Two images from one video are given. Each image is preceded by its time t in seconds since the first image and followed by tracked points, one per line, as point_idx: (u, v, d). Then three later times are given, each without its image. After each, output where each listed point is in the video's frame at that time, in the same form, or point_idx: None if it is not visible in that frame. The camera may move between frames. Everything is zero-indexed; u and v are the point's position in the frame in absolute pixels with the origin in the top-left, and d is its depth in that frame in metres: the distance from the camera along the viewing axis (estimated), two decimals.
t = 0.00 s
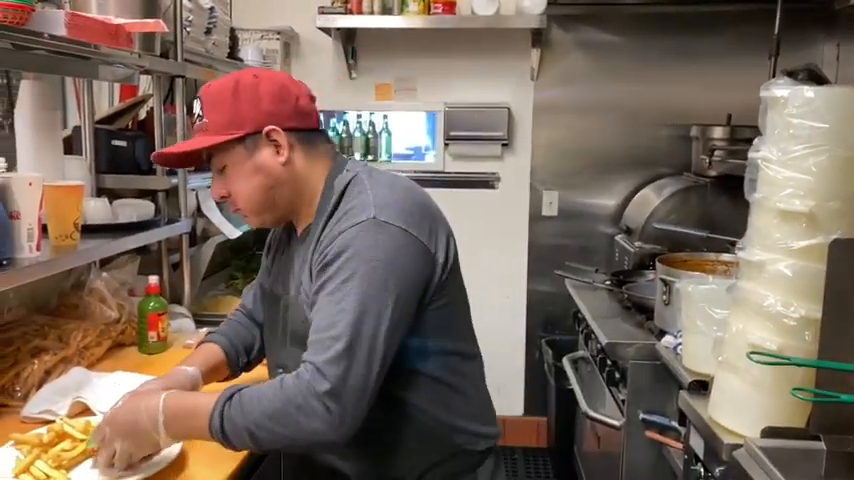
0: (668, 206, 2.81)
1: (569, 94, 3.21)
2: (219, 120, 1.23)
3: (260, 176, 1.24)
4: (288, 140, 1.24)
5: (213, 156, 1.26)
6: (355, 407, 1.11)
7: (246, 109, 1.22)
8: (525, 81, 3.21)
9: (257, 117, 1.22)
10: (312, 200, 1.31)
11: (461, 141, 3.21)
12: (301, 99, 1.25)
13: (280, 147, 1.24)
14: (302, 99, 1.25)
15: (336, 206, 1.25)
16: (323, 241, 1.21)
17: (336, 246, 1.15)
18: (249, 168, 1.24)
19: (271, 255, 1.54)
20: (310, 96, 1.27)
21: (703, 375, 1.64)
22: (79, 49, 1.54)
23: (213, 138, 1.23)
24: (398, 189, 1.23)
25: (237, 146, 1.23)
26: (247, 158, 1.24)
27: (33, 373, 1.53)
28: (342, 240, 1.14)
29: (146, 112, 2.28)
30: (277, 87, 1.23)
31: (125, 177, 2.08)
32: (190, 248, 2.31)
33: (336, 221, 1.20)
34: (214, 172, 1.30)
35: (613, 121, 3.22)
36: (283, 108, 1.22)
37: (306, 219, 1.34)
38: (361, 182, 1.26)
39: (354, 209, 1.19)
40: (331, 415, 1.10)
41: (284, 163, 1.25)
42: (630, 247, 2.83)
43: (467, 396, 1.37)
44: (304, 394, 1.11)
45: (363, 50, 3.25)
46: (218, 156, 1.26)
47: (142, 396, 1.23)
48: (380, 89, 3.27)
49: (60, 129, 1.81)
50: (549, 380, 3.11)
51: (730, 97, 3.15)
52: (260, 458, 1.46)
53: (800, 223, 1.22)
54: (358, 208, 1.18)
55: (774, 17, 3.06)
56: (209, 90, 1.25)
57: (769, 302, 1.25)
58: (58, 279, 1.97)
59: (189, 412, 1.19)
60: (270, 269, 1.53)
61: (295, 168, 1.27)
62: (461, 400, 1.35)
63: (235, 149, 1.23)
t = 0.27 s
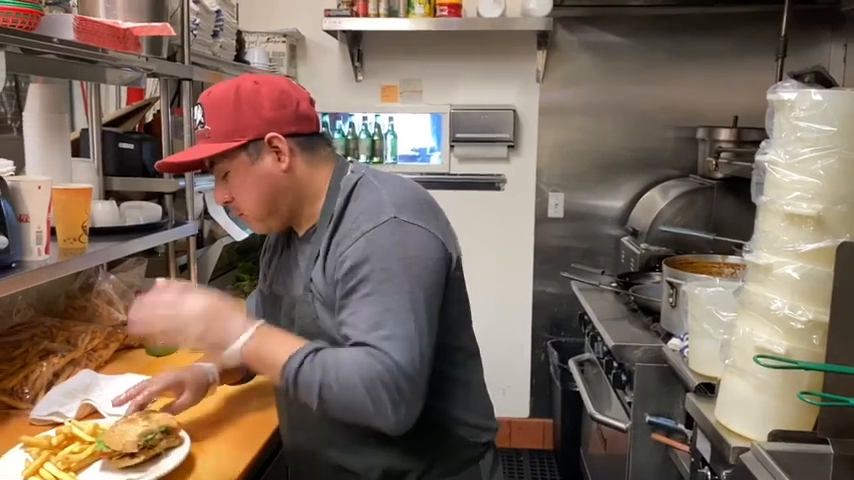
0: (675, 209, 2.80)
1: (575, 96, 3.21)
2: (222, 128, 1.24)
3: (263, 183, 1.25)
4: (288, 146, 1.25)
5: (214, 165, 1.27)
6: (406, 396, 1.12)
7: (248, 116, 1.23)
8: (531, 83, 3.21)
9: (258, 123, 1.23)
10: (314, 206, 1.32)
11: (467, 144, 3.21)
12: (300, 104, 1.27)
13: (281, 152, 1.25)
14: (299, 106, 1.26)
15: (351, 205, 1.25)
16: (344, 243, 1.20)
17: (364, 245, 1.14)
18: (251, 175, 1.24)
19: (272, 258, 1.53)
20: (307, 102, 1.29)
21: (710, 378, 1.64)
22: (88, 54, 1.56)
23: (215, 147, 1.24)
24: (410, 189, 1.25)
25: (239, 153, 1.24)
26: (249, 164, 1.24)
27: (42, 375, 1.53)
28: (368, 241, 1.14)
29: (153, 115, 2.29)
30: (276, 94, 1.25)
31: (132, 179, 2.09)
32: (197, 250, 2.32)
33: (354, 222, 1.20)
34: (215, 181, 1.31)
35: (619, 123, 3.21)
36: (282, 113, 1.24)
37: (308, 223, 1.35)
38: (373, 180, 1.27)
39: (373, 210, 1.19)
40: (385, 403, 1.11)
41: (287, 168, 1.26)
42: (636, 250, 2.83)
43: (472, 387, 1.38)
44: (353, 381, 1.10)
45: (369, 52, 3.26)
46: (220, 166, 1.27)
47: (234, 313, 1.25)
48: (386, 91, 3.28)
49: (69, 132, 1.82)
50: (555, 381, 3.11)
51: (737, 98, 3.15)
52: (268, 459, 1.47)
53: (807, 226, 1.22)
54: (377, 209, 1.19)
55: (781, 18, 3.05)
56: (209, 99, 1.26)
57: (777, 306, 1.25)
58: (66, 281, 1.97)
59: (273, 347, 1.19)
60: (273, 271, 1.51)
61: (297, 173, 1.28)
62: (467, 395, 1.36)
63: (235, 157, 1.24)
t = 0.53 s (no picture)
0: (681, 210, 2.80)
1: (581, 96, 3.20)
2: (279, 105, 1.20)
3: (314, 164, 1.23)
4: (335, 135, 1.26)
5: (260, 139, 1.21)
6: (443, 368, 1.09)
7: (303, 99, 1.22)
8: (536, 83, 3.20)
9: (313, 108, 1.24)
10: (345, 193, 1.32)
11: (472, 144, 3.21)
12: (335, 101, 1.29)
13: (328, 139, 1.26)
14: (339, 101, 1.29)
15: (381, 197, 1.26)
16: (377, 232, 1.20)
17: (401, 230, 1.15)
18: (304, 155, 1.22)
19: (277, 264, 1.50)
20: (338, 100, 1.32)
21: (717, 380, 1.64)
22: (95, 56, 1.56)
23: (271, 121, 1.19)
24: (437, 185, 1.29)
25: (296, 132, 1.21)
26: (302, 145, 1.22)
27: (49, 375, 1.54)
28: (405, 224, 1.15)
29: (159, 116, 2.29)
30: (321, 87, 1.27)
31: (138, 180, 2.09)
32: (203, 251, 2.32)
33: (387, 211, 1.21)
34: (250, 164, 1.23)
35: (625, 123, 3.21)
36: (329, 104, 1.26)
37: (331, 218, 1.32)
38: (400, 177, 1.30)
39: (407, 200, 1.21)
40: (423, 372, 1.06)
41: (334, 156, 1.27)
42: (642, 251, 2.82)
43: (485, 383, 1.38)
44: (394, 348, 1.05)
45: (374, 53, 3.26)
46: (265, 142, 1.21)
47: (306, 236, 1.14)
48: (391, 93, 3.28)
49: (76, 132, 1.82)
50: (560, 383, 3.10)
51: (743, 99, 3.14)
52: (274, 460, 1.47)
53: (815, 227, 1.21)
54: (408, 199, 1.21)
55: (788, 18, 3.04)
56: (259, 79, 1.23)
57: (785, 307, 1.24)
58: (72, 282, 1.98)
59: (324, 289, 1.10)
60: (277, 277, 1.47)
61: (339, 161, 1.29)
62: (479, 392, 1.36)
63: (288, 136, 1.21)
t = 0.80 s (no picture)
0: (687, 212, 2.78)
1: (586, 98, 3.20)
2: (347, 96, 1.26)
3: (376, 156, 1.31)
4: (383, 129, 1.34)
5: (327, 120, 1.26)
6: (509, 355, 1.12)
7: (366, 92, 1.30)
8: (541, 85, 3.21)
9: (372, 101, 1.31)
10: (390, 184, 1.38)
11: (477, 146, 3.21)
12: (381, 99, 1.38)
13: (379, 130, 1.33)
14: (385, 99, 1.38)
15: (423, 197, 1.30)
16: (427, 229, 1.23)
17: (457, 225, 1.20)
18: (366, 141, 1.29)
19: (316, 254, 1.53)
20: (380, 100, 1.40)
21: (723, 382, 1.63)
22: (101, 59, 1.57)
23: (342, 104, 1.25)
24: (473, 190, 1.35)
25: (361, 124, 1.29)
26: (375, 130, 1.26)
27: (56, 377, 1.54)
28: (459, 223, 1.21)
29: (165, 119, 2.30)
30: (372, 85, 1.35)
31: (144, 182, 2.10)
32: (210, 253, 2.33)
33: (435, 209, 1.25)
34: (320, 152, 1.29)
35: (630, 125, 3.21)
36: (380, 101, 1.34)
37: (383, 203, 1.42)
38: (437, 180, 1.35)
39: (455, 200, 1.26)
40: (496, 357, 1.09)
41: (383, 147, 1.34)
42: (647, 253, 2.82)
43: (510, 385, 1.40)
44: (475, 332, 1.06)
45: (379, 55, 3.27)
46: (335, 129, 1.28)
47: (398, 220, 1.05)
48: (396, 95, 3.28)
49: (82, 135, 1.83)
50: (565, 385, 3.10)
51: (749, 101, 3.13)
52: (281, 461, 1.47)
53: (823, 230, 1.21)
54: (458, 199, 1.26)
55: (794, 19, 3.04)
56: (324, 71, 1.28)
57: (792, 310, 1.24)
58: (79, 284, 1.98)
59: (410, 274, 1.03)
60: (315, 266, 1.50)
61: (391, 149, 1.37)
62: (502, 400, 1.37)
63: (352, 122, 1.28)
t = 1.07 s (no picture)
0: (690, 213, 2.80)
1: (588, 99, 3.20)
2: (364, 127, 1.36)
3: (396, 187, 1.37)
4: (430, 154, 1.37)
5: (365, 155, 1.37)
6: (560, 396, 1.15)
7: (404, 123, 1.34)
8: (543, 86, 3.20)
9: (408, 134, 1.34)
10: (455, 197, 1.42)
11: (479, 147, 3.21)
12: (442, 114, 1.37)
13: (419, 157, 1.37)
14: (442, 116, 1.36)
15: (481, 220, 1.34)
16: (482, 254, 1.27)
17: (514, 256, 1.23)
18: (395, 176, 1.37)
19: (388, 251, 1.61)
20: (448, 111, 1.38)
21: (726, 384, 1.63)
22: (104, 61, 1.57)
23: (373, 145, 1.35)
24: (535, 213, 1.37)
25: (376, 154, 1.36)
26: (413, 182, 1.16)
27: (58, 379, 1.55)
28: (517, 253, 1.23)
29: (168, 120, 2.30)
30: (428, 104, 1.35)
31: (147, 184, 2.10)
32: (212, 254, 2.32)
33: (493, 234, 1.28)
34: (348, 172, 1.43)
35: (632, 126, 3.20)
36: (430, 124, 1.35)
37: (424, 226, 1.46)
38: (499, 201, 1.37)
39: (515, 227, 1.28)
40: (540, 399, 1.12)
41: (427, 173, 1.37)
42: (650, 254, 2.82)
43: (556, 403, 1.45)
44: (520, 376, 1.10)
45: (381, 56, 3.27)
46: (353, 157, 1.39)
47: (437, 264, 1.08)
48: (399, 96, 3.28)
49: (85, 136, 1.83)
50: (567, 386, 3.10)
51: (751, 102, 3.13)
52: (284, 462, 1.47)
53: (825, 231, 1.21)
54: (520, 225, 1.29)
55: (797, 21, 3.03)
56: (358, 98, 1.39)
57: (795, 312, 1.24)
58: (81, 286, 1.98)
59: (449, 319, 1.09)
60: (379, 263, 1.61)
61: (425, 177, 1.37)
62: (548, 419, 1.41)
63: (384, 156, 1.36)
